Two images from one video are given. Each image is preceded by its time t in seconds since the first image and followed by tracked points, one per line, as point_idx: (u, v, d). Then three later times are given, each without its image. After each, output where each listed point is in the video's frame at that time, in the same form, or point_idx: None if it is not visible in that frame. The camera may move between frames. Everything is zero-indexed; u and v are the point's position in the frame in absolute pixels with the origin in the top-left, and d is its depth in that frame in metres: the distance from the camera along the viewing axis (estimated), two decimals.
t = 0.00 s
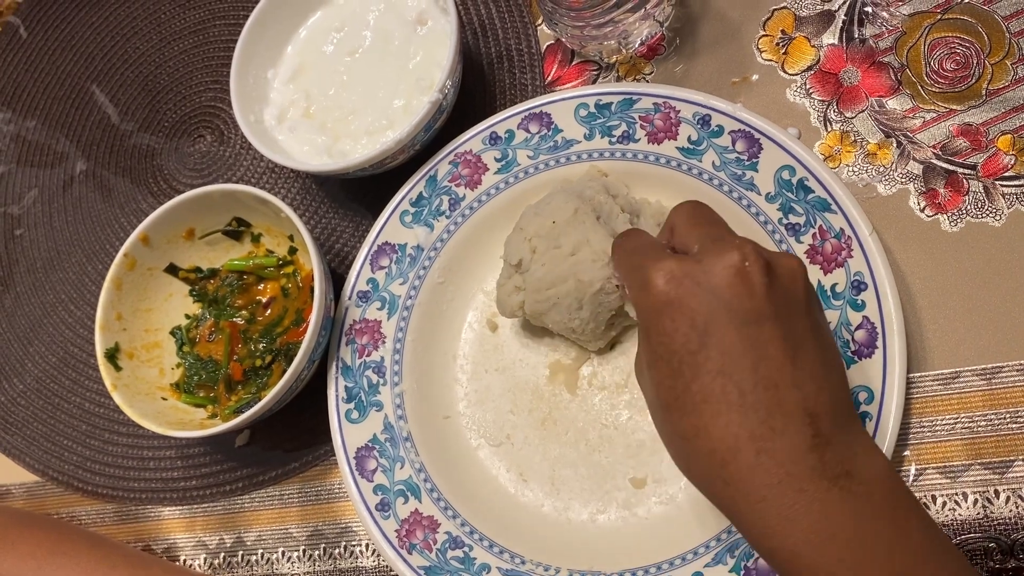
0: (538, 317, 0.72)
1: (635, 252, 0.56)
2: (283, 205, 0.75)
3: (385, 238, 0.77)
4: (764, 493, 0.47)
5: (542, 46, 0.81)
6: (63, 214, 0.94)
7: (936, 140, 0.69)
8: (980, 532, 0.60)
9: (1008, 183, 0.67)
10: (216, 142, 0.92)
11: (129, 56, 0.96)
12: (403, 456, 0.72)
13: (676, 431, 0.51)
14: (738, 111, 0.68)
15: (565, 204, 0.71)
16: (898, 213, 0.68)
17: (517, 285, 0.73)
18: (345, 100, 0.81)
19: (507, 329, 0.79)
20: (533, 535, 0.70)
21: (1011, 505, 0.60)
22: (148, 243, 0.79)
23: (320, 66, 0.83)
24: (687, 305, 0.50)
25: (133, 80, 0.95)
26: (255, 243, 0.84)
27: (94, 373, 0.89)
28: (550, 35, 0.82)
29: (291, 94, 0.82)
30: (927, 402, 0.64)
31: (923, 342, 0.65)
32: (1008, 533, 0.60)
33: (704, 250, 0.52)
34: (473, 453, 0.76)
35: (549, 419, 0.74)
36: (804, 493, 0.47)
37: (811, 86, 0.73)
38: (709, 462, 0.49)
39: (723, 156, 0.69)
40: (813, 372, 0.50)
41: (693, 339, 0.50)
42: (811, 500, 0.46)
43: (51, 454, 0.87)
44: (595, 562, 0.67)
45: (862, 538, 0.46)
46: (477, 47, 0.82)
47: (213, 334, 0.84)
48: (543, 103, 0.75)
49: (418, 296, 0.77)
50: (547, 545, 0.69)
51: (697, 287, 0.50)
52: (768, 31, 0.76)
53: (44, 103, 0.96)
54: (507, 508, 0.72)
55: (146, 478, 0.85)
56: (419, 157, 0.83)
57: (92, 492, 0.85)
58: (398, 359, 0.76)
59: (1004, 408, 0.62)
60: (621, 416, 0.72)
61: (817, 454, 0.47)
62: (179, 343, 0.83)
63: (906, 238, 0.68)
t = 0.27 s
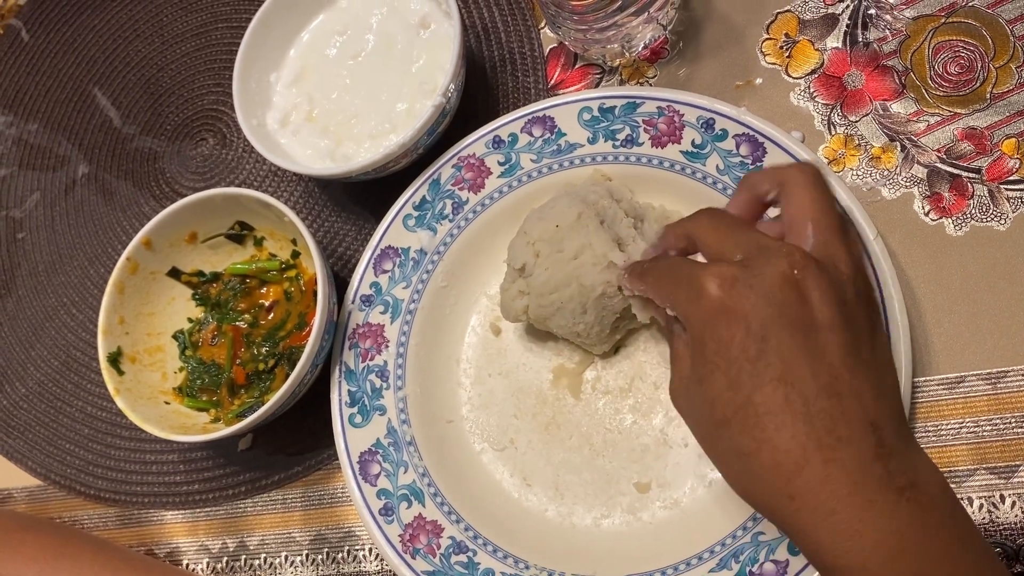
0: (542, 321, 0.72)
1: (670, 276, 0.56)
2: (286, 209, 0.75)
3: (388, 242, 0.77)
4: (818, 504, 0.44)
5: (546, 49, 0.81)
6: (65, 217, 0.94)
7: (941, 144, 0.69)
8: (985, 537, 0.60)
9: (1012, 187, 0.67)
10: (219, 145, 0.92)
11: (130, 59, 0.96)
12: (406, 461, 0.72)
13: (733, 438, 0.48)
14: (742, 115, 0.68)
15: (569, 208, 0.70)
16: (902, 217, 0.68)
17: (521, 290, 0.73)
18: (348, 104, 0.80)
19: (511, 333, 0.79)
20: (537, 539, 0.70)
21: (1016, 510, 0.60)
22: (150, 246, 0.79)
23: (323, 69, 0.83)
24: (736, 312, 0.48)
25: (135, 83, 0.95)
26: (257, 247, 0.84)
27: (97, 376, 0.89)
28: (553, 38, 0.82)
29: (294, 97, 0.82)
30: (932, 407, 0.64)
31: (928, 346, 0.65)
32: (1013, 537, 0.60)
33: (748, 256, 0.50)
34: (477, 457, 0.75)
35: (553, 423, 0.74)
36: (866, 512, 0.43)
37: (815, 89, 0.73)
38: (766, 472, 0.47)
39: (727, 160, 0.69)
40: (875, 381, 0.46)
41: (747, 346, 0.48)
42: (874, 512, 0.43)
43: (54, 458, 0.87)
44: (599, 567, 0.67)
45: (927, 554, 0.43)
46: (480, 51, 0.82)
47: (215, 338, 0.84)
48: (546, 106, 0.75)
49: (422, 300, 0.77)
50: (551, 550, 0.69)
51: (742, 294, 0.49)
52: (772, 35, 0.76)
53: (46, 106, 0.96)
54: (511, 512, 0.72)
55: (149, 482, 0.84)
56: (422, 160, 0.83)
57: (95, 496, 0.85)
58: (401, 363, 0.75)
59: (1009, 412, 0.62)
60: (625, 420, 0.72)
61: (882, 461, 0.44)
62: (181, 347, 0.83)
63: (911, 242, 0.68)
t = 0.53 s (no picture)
0: (542, 321, 0.72)
1: (654, 252, 0.51)
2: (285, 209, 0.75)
3: (387, 242, 0.77)
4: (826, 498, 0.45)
5: (545, 49, 0.81)
6: (65, 218, 0.94)
7: (941, 144, 0.69)
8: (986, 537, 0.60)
9: (1013, 186, 0.66)
10: (218, 145, 0.92)
11: (130, 59, 0.96)
12: (406, 461, 0.72)
13: (739, 435, 0.48)
14: (742, 114, 0.68)
15: (568, 208, 0.70)
16: (903, 217, 0.68)
17: (520, 290, 0.73)
18: (347, 104, 0.80)
19: (510, 333, 0.78)
20: (537, 539, 0.70)
21: (1016, 510, 0.60)
22: (150, 246, 0.79)
23: (322, 69, 0.82)
24: (726, 305, 0.47)
25: (135, 83, 0.95)
26: (257, 247, 0.83)
27: (96, 377, 0.89)
28: (552, 38, 0.81)
29: (294, 97, 0.82)
30: (933, 407, 0.63)
31: (929, 346, 0.65)
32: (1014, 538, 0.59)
33: (729, 242, 0.49)
34: (476, 457, 0.75)
35: (553, 423, 0.74)
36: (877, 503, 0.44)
37: (815, 89, 0.73)
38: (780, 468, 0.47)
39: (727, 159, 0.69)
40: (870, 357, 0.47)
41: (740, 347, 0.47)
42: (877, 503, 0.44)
43: (53, 458, 0.87)
44: (599, 567, 0.67)
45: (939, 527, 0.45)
46: (480, 50, 0.82)
47: (214, 339, 0.84)
48: (546, 106, 0.75)
49: (422, 299, 0.77)
50: (551, 550, 0.69)
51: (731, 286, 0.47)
52: (772, 34, 0.76)
53: (45, 107, 0.96)
54: (511, 513, 0.72)
55: (148, 482, 0.84)
56: (421, 160, 0.83)
57: (94, 496, 0.85)
58: (401, 363, 0.75)
59: (1009, 412, 0.62)
60: (624, 420, 0.72)
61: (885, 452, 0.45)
62: (181, 347, 0.83)
63: (911, 242, 0.67)
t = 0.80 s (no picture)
0: (542, 319, 0.72)
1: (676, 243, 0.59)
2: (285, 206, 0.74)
3: (387, 239, 0.77)
4: (900, 412, 0.50)
5: (545, 47, 0.81)
6: (64, 216, 0.94)
7: (941, 141, 0.69)
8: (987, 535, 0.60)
9: (1013, 183, 0.66)
10: (217, 144, 0.91)
11: (129, 58, 0.96)
12: (405, 459, 0.72)
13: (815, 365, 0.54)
14: (742, 111, 0.68)
15: (568, 205, 0.70)
16: (904, 214, 0.68)
17: (520, 287, 0.72)
18: (347, 101, 0.80)
19: (510, 331, 0.78)
20: (537, 537, 0.70)
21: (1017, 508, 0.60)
22: (149, 245, 0.79)
23: (322, 67, 0.82)
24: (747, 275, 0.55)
25: (134, 82, 0.95)
26: (256, 245, 0.83)
27: (95, 376, 0.89)
28: (552, 36, 0.81)
29: (293, 95, 0.82)
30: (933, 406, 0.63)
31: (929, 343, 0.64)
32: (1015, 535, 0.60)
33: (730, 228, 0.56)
34: (476, 456, 0.75)
35: (553, 421, 0.74)
36: (939, 418, 0.49)
37: (815, 86, 0.73)
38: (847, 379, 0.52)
39: (727, 156, 0.69)
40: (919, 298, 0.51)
41: (798, 309, 0.53)
42: (943, 416, 0.49)
43: (51, 457, 0.87)
44: (600, 565, 0.67)
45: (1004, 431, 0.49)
46: (479, 48, 0.82)
47: (213, 337, 0.83)
48: (546, 104, 0.75)
49: (421, 297, 0.77)
50: (551, 548, 0.69)
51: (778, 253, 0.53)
52: (772, 32, 0.76)
53: (44, 106, 0.96)
54: (511, 511, 0.72)
55: (147, 481, 0.84)
56: (420, 158, 0.82)
57: (93, 495, 0.85)
58: (400, 361, 0.75)
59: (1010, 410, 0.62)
60: (624, 417, 0.72)
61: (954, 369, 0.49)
62: (180, 346, 0.83)
63: (911, 239, 0.67)
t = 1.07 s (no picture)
0: (540, 320, 0.72)
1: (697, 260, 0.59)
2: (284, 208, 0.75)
3: (386, 241, 0.77)
4: (920, 416, 0.53)
5: (543, 49, 0.81)
6: (64, 218, 0.94)
7: (938, 142, 0.69)
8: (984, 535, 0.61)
9: (1010, 185, 0.67)
10: (217, 145, 0.92)
11: (129, 59, 0.96)
12: (404, 460, 0.72)
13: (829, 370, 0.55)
14: (740, 113, 0.68)
15: (567, 207, 0.70)
16: (901, 215, 0.68)
17: (519, 288, 0.73)
18: (346, 103, 0.81)
19: (509, 332, 0.79)
20: (536, 538, 0.70)
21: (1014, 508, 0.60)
22: (148, 246, 0.79)
23: (321, 69, 0.83)
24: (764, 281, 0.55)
25: (133, 84, 0.95)
26: (255, 247, 0.84)
27: (95, 377, 0.89)
28: (551, 38, 0.82)
29: (292, 97, 0.82)
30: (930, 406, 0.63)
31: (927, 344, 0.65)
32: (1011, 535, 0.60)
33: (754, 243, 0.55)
34: (475, 456, 0.75)
35: (551, 421, 0.74)
36: (960, 422, 0.52)
37: (813, 88, 0.73)
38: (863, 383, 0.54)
39: (725, 158, 0.69)
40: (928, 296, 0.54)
41: (830, 321, 0.54)
42: (959, 417, 0.52)
43: (51, 458, 0.87)
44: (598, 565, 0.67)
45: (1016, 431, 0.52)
46: (478, 50, 0.82)
47: (213, 338, 0.84)
48: (544, 105, 0.75)
49: (420, 298, 0.77)
50: (549, 548, 0.69)
51: (808, 266, 0.53)
52: (770, 33, 0.76)
53: (43, 107, 0.96)
54: (510, 512, 0.72)
55: (147, 482, 0.84)
56: (419, 160, 0.83)
57: (92, 496, 0.85)
58: (399, 362, 0.75)
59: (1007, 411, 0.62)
60: (623, 418, 0.72)
61: (976, 377, 0.52)
62: (179, 347, 0.83)
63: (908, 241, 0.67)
